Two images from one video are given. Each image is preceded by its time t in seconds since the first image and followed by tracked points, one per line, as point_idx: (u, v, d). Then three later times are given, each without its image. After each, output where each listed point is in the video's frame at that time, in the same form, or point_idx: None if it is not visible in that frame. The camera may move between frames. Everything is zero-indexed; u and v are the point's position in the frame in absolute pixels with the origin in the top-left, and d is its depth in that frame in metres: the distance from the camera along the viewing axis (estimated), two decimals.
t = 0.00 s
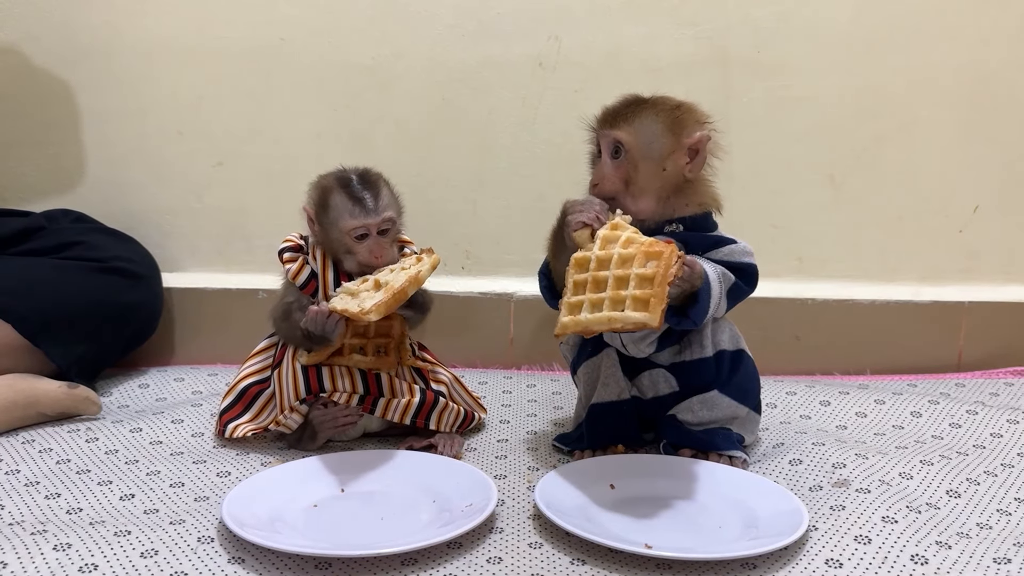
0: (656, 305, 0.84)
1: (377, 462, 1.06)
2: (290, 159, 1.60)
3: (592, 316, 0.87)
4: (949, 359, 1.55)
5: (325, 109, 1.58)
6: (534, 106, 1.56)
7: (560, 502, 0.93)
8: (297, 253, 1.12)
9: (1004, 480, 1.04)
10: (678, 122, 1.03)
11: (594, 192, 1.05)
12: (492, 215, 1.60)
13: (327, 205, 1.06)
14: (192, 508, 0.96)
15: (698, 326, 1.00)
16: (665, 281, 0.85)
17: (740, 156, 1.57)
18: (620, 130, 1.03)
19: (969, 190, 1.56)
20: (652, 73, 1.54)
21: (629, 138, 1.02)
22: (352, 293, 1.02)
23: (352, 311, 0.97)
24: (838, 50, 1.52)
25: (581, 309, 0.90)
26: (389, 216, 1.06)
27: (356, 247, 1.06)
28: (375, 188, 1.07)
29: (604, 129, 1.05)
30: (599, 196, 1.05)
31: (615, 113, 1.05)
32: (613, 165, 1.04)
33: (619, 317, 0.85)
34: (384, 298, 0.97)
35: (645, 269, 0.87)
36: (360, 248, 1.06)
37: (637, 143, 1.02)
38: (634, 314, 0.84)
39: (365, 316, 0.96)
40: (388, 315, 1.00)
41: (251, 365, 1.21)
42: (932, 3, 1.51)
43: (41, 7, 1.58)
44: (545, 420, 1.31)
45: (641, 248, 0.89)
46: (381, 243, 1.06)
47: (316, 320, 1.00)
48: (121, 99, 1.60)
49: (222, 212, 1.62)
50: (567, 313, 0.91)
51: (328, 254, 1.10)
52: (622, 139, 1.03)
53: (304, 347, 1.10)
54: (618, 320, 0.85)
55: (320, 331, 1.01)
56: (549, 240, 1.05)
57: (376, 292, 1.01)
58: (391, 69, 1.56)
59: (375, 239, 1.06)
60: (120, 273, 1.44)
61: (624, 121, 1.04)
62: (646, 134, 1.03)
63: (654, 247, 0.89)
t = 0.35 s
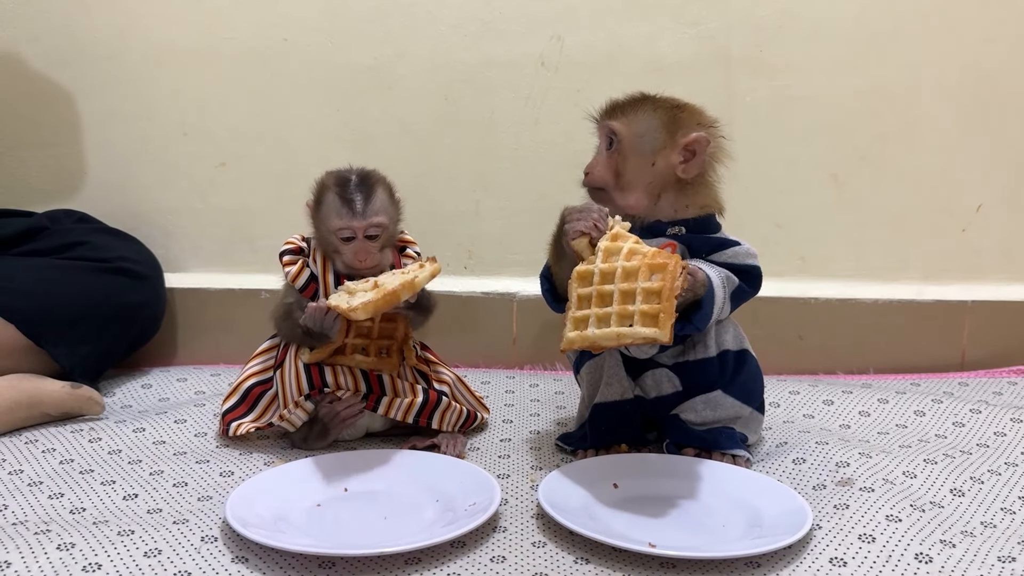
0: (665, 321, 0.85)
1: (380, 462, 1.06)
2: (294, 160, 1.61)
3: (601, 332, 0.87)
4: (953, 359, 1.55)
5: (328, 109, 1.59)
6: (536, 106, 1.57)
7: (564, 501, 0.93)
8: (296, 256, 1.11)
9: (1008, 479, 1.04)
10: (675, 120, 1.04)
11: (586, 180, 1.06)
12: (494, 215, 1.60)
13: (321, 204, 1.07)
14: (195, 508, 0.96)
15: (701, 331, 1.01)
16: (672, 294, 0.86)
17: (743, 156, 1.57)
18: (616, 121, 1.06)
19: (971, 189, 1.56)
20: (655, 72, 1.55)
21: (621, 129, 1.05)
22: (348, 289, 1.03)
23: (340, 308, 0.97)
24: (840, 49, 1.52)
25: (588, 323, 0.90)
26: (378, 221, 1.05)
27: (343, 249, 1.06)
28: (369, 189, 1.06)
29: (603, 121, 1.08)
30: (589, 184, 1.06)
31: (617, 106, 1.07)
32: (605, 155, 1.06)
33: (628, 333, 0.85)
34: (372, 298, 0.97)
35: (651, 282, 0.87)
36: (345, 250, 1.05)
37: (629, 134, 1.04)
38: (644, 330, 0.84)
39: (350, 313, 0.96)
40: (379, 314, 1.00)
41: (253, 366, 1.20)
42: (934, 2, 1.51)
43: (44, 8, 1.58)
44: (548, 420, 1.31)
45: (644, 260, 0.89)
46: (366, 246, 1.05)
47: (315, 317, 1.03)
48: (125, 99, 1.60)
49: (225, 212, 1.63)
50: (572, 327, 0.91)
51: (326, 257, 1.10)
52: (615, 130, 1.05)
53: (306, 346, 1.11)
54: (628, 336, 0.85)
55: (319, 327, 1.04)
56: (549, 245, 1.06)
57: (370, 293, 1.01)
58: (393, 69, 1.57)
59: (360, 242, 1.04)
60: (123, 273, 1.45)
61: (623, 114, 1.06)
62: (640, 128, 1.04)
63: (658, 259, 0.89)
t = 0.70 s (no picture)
0: (682, 338, 0.85)
1: (380, 462, 1.06)
2: (294, 159, 1.61)
3: (618, 353, 0.86)
4: (953, 358, 1.55)
5: (329, 109, 1.59)
6: (537, 106, 1.57)
7: (565, 500, 0.93)
8: (291, 257, 1.12)
9: (1009, 477, 1.04)
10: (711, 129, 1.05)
11: (636, 170, 0.99)
12: (494, 215, 1.60)
13: (309, 207, 1.07)
14: (196, 508, 0.96)
15: (705, 335, 1.00)
16: (685, 309, 0.86)
17: (742, 155, 1.57)
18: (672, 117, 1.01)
19: (972, 188, 1.56)
20: (655, 72, 1.55)
21: (681, 127, 1.01)
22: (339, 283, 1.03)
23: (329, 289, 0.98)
24: (840, 49, 1.53)
25: (601, 343, 0.89)
26: (365, 222, 1.05)
27: (332, 251, 1.06)
28: (355, 191, 1.06)
29: (651, 111, 1.02)
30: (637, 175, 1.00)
31: (661, 98, 1.03)
32: (662, 150, 1.00)
33: (646, 352, 0.85)
34: (358, 270, 0.97)
35: (662, 298, 0.87)
36: (335, 252, 1.06)
37: (688, 136, 1.01)
38: (661, 348, 0.84)
39: (340, 290, 0.97)
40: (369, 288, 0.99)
41: (252, 368, 1.20)
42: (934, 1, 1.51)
43: (44, 8, 1.58)
44: (548, 419, 1.31)
45: (651, 276, 0.89)
46: (355, 248, 1.05)
47: (308, 314, 1.02)
48: (125, 100, 1.60)
49: (226, 212, 1.63)
50: (584, 349, 0.91)
51: (322, 260, 1.10)
52: (674, 125, 1.01)
53: (303, 348, 1.11)
54: (645, 354, 0.85)
55: (314, 324, 1.03)
56: (549, 252, 1.07)
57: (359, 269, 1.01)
58: (393, 69, 1.57)
59: (349, 244, 1.04)
60: (124, 273, 1.44)
61: (679, 113, 1.02)
62: (693, 128, 1.02)
63: (665, 273, 0.88)
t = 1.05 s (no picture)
0: (673, 338, 0.84)
1: (380, 463, 1.06)
2: (294, 159, 1.61)
3: (607, 350, 0.87)
4: (953, 357, 1.55)
5: (329, 109, 1.59)
6: (536, 106, 1.57)
7: (565, 500, 0.93)
8: (291, 257, 1.12)
9: (1009, 477, 1.04)
10: (660, 120, 1.05)
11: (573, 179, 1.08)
12: (494, 216, 1.60)
13: (310, 207, 1.07)
14: (196, 509, 0.96)
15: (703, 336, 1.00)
16: (677, 309, 0.85)
17: (742, 155, 1.57)
18: (604, 122, 1.07)
19: (972, 187, 1.56)
20: (655, 72, 1.55)
21: (608, 129, 1.06)
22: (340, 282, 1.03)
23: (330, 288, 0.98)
24: (840, 49, 1.52)
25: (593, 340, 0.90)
26: (367, 219, 1.05)
27: (335, 248, 1.06)
28: (356, 188, 1.06)
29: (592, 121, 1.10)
30: (577, 182, 1.08)
31: (607, 107, 1.09)
32: (593, 154, 1.07)
33: (635, 351, 0.85)
34: (359, 268, 0.97)
35: (655, 297, 0.86)
36: (338, 249, 1.06)
37: (614, 133, 1.05)
38: (650, 346, 0.84)
39: (339, 286, 0.97)
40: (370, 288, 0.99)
41: (251, 369, 1.20)
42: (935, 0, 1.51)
43: (43, 9, 1.58)
44: (548, 419, 1.31)
45: (646, 275, 0.89)
46: (358, 245, 1.05)
47: (309, 312, 1.02)
48: (125, 100, 1.60)
49: (226, 212, 1.63)
50: (576, 345, 0.92)
51: (322, 260, 1.10)
52: (602, 129, 1.06)
53: (303, 348, 1.11)
54: (634, 352, 0.85)
55: (314, 322, 1.03)
56: (547, 253, 1.07)
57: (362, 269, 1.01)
58: (393, 70, 1.57)
59: (351, 241, 1.05)
60: (124, 273, 1.44)
61: (612, 115, 1.07)
62: (625, 128, 1.05)
63: (660, 273, 0.88)
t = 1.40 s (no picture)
0: (670, 338, 0.84)
1: (380, 463, 1.06)
2: (294, 159, 1.61)
3: (604, 351, 0.87)
4: (953, 357, 1.55)
5: (328, 109, 1.59)
6: (536, 106, 1.57)
7: (564, 500, 0.93)
8: (285, 257, 1.12)
9: (1009, 477, 1.04)
10: (659, 119, 1.04)
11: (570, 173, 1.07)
12: (494, 216, 1.60)
13: (303, 199, 1.07)
14: (196, 509, 0.96)
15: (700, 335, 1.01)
16: (673, 309, 0.85)
17: (742, 155, 1.57)
18: (604, 117, 1.06)
19: (971, 187, 1.56)
20: (655, 72, 1.55)
21: (609, 125, 1.05)
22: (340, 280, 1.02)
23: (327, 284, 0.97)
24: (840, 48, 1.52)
25: (590, 341, 0.90)
26: (359, 209, 1.05)
27: (325, 237, 1.05)
28: (351, 180, 1.06)
29: (592, 114, 1.08)
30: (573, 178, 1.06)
31: (606, 103, 1.08)
32: (592, 149, 1.06)
33: (632, 352, 0.85)
34: (358, 266, 0.96)
35: (651, 299, 0.87)
36: (327, 239, 1.05)
37: (615, 130, 1.04)
38: (647, 348, 0.84)
39: (336, 284, 0.97)
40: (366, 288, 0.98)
41: (251, 369, 1.20)
42: None
43: (43, 9, 1.58)
44: (548, 419, 1.31)
45: (641, 276, 0.89)
46: (348, 236, 1.04)
47: (309, 305, 1.02)
48: (125, 100, 1.60)
49: (225, 212, 1.63)
50: (573, 346, 0.91)
51: (318, 259, 1.10)
52: (603, 125, 1.05)
53: (303, 347, 1.11)
54: (632, 354, 0.85)
55: (314, 317, 1.03)
56: (544, 254, 1.07)
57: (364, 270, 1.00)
58: (393, 70, 1.57)
59: (342, 232, 1.04)
60: (123, 273, 1.44)
61: (611, 111, 1.06)
62: (626, 125, 1.04)
63: (655, 274, 0.88)
